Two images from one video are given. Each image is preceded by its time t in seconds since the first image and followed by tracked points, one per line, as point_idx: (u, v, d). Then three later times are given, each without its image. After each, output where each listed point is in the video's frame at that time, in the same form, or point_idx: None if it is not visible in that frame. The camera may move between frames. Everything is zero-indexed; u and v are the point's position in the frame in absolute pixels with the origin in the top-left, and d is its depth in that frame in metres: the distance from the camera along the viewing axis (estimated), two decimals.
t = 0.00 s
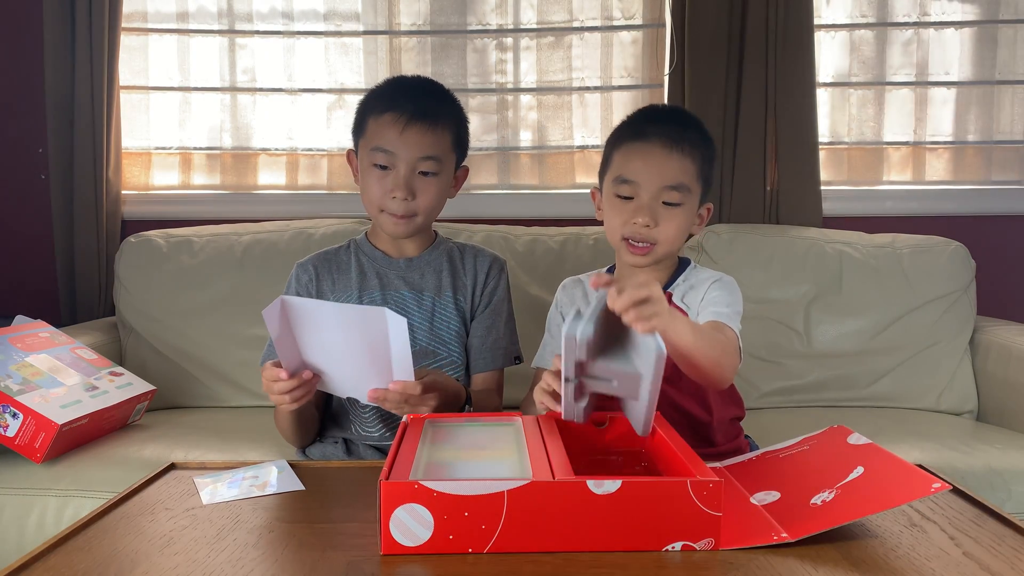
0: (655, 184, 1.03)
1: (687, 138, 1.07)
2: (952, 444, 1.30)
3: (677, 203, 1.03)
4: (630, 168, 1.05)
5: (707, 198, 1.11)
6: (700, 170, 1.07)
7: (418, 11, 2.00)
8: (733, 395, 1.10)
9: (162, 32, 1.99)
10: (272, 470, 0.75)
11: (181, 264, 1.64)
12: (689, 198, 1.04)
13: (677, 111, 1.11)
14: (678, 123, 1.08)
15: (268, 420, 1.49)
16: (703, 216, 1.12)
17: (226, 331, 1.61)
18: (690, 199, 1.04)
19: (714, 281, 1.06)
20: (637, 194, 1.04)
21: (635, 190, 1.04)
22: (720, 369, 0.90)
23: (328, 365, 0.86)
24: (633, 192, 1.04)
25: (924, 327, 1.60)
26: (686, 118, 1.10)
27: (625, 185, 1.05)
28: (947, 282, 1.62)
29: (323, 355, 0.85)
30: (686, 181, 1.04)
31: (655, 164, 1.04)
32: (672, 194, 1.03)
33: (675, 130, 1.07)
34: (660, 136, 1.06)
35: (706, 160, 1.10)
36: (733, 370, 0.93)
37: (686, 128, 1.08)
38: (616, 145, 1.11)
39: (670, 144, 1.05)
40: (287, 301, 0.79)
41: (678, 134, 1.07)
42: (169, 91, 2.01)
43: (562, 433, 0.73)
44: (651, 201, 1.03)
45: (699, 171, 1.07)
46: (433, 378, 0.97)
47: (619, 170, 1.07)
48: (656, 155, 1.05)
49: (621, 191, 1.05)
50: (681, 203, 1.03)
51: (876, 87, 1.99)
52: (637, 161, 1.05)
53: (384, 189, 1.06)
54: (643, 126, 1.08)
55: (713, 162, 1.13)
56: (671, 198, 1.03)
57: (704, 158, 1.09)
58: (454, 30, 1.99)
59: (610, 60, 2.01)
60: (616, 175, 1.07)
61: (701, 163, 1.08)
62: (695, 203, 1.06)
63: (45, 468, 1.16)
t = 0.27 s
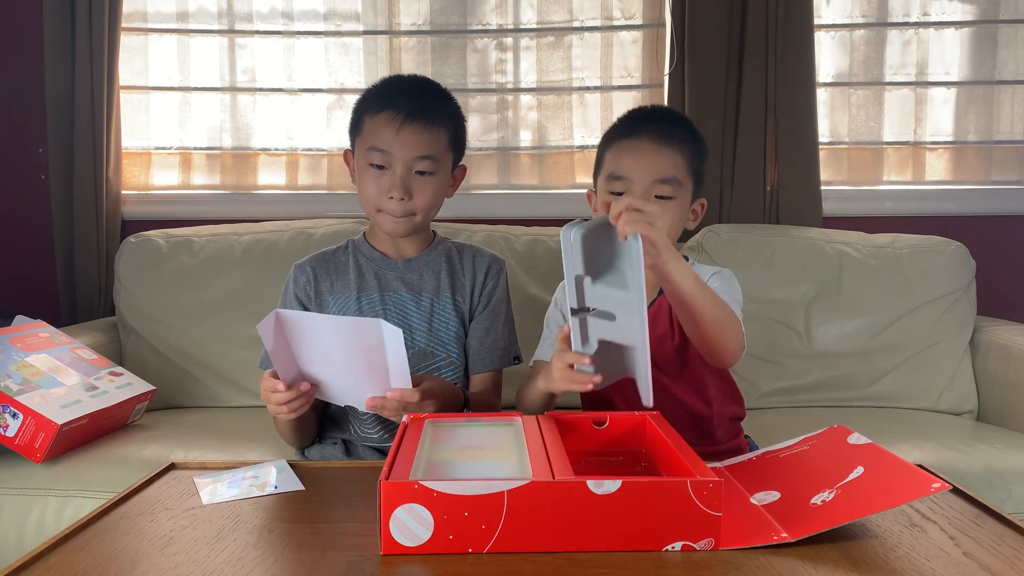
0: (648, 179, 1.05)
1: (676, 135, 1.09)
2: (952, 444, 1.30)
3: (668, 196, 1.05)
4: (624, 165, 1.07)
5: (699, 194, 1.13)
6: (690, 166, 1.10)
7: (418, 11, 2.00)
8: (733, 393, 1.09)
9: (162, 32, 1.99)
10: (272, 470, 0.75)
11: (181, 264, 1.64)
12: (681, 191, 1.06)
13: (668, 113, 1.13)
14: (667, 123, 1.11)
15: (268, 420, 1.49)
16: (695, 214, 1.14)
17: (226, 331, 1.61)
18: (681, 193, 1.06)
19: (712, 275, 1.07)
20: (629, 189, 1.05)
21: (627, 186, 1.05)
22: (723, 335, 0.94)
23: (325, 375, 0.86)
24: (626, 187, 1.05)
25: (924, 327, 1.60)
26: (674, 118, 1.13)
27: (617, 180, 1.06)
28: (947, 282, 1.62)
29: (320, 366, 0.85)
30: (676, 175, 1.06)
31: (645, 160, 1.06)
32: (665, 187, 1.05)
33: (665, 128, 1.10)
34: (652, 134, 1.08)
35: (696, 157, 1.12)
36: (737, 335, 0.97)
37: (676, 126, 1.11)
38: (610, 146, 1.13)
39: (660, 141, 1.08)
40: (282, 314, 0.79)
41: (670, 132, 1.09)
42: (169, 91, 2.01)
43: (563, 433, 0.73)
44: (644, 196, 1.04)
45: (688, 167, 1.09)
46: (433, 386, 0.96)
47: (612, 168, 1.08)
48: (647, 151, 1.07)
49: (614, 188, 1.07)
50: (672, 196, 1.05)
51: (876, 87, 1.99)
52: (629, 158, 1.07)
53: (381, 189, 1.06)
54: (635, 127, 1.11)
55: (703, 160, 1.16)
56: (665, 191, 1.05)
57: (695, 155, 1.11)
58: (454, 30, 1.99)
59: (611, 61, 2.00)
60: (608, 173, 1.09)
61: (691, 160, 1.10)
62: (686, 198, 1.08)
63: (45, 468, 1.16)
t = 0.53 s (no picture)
0: (645, 176, 1.05)
1: (671, 134, 1.10)
2: (952, 444, 1.30)
3: (666, 193, 1.05)
4: (620, 164, 1.07)
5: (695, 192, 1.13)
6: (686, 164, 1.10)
7: (418, 11, 2.00)
8: (733, 390, 1.09)
9: (162, 32, 1.99)
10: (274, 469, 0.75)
11: (181, 264, 1.64)
12: (677, 189, 1.07)
13: (662, 113, 1.13)
14: (661, 123, 1.11)
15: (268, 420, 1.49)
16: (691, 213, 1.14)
17: (226, 331, 1.61)
18: (677, 191, 1.07)
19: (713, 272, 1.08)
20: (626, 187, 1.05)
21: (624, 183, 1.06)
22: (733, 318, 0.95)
23: (325, 385, 0.86)
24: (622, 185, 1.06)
25: (923, 327, 1.60)
26: (667, 118, 1.13)
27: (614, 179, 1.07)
28: (947, 282, 1.62)
29: (318, 377, 0.85)
30: (672, 173, 1.06)
31: (642, 159, 1.06)
32: (662, 184, 1.05)
33: (659, 126, 1.10)
34: (648, 134, 1.08)
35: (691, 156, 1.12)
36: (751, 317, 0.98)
37: (670, 125, 1.11)
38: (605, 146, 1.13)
39: (656, 140, 1.08)
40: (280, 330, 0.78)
41: (665, 131, 1.09)
42: (169, 90, 2.01)
43: (563, 432, 0.73)
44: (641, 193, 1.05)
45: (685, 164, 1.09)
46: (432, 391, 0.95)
47: (608, 167, 1.08)
48: (643, 150, 1.07)
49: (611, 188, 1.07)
50: (670, 194, 1.06)
51: (876, 87, 1.99)
52: (626, 157, 1.07)
53: (377, 189, 1.06)
54: (630, 126, 1.11)
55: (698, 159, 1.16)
56: (663, 188, 1.05)
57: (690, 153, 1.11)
58: (454, 30, 1.99)
59: (611, 61, 2.00)
60: (604, 173, 1.09)
61: (688, 158, 1.10)
62: (683, 196, 1.08)
63: (45, 468, 1.16)
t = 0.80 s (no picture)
0: (645, 176, 1.05)
1: (671, 134, 1.10)
2: (952, 444, 1.30)
3: (667, 193, 1.05)
4: (621, 164, 1.07)
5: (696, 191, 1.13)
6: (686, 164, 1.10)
7: (418, 11, 2.00)
8: (734, 386, 1.09)
9: (162, 32, 1.99)
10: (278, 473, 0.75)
11: (181, 264, 1.64)
12: (678, 188, 1.06)
13: (661, 114, 1.14)
14: (661, 122, 1.11)
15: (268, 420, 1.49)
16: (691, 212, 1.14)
17: (225, 331, 1.60)
18: (679, 190, 1.06)
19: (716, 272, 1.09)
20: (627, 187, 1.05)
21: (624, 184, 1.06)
22: (744, 299, 0.94)
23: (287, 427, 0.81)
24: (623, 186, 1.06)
25: (924, 327, 1.60)
26: (666, 117, 1.14)
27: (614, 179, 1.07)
28: (947, 282, 1.61)
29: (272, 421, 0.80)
30: (673, 172, 1.06)
31: (642, 159, 1.06)
32: (663, 183, 1.05)
33: (658, 126, 1.10)
34: (647, 134, 1.08)
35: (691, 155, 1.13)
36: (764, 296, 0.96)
37: (670, 125, 1.12)
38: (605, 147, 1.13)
39: (656, 140, 1.08)
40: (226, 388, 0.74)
41: (666, 131, 1.10)
42: (169, 90, 2.01)
43: (563, 433, 0.73)
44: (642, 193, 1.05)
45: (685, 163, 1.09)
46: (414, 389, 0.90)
47: (609, 168, 1.08)
48: (643, 151, 1.07)
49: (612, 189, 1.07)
50: (671, 193, 1.06)
51: (876, 87, 1.99)
52: (626, 158, 1.07)
53: (400, 187, 1.05)
54: (629, 127, 1.11)
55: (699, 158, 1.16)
56: (664, 187, 1.05)
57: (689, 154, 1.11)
58: (454, 30, 1.99)
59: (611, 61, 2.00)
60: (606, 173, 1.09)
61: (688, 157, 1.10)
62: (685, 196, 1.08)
63: (45, 468, 1.16)
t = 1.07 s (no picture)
0: (649, 170, 1.06)
1: (674, 128, 1.10)
2: (952, 444, 1.30)
3: (673, 187, 1.06)
4: (625, 158, 1.07)
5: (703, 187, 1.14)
6: (691, 158, 1.10)
7: (418, 11, 1.99)
8: (740, 389, 1.10)
9: (162, 32, 1.99)
10: (250, 480, 0.71)
11: (181, 264, 1.64)
12: (683, 180, 1.07)
13: (662, 109, 1.14)
14: (664, 116, 1.11)
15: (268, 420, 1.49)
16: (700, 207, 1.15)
17: (225, 331, 1.60)
18: (684, 183, 1.07)
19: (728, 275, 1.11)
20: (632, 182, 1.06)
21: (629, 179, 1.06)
22: (764, 297, 0.96)
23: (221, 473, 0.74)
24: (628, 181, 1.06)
25: (924, 327, 1.60)
26: (670, 112, 1.14)
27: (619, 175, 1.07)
28: (948, 281, 1.61)
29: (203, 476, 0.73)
30: (678, 166, 1.07)
31: (646, 154, 1.06)
32: (667, 176, 1.06)
33: (661, 120, 1.10)
34: (651, 129, 1.08)
35: (697, 148, 1.12)
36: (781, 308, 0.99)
37: (674, 119, 1.12)
38: (609, 146, 1.13)
39: (660, 133, 1.08)
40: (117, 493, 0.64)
41: (669, 125, 1.10)
42: (169, 91, 2.01)
43: (563, 432, 0.73)
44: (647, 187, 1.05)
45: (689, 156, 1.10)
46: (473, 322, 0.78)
47: (613, 164, 1.09)
48: (647, 146, 1.07)
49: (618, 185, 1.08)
50: (677, 186, 1.06)
51: (876, 87, 1.99)
52: (629, 154, 1.07)
53: (393, 186, 1.05)
54: (633, 124, 1.11)
55: (703, 151, 1.16)
56: (669, 180, 1.06)
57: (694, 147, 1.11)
58: (454, 30, 1.99)
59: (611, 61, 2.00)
60: (610, 170, 1.09)
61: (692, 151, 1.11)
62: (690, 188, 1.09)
63: (45, 468, 1.16)
